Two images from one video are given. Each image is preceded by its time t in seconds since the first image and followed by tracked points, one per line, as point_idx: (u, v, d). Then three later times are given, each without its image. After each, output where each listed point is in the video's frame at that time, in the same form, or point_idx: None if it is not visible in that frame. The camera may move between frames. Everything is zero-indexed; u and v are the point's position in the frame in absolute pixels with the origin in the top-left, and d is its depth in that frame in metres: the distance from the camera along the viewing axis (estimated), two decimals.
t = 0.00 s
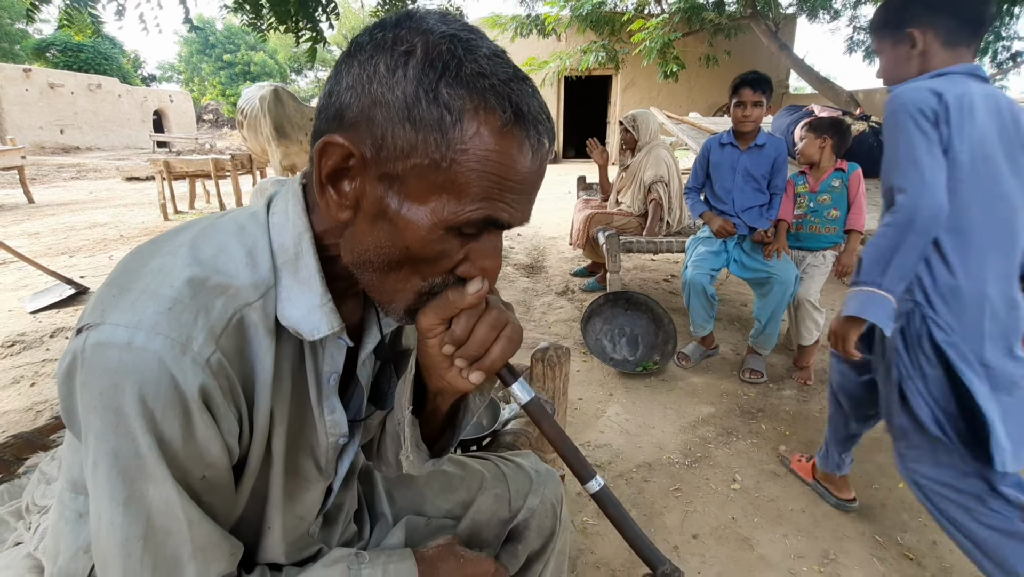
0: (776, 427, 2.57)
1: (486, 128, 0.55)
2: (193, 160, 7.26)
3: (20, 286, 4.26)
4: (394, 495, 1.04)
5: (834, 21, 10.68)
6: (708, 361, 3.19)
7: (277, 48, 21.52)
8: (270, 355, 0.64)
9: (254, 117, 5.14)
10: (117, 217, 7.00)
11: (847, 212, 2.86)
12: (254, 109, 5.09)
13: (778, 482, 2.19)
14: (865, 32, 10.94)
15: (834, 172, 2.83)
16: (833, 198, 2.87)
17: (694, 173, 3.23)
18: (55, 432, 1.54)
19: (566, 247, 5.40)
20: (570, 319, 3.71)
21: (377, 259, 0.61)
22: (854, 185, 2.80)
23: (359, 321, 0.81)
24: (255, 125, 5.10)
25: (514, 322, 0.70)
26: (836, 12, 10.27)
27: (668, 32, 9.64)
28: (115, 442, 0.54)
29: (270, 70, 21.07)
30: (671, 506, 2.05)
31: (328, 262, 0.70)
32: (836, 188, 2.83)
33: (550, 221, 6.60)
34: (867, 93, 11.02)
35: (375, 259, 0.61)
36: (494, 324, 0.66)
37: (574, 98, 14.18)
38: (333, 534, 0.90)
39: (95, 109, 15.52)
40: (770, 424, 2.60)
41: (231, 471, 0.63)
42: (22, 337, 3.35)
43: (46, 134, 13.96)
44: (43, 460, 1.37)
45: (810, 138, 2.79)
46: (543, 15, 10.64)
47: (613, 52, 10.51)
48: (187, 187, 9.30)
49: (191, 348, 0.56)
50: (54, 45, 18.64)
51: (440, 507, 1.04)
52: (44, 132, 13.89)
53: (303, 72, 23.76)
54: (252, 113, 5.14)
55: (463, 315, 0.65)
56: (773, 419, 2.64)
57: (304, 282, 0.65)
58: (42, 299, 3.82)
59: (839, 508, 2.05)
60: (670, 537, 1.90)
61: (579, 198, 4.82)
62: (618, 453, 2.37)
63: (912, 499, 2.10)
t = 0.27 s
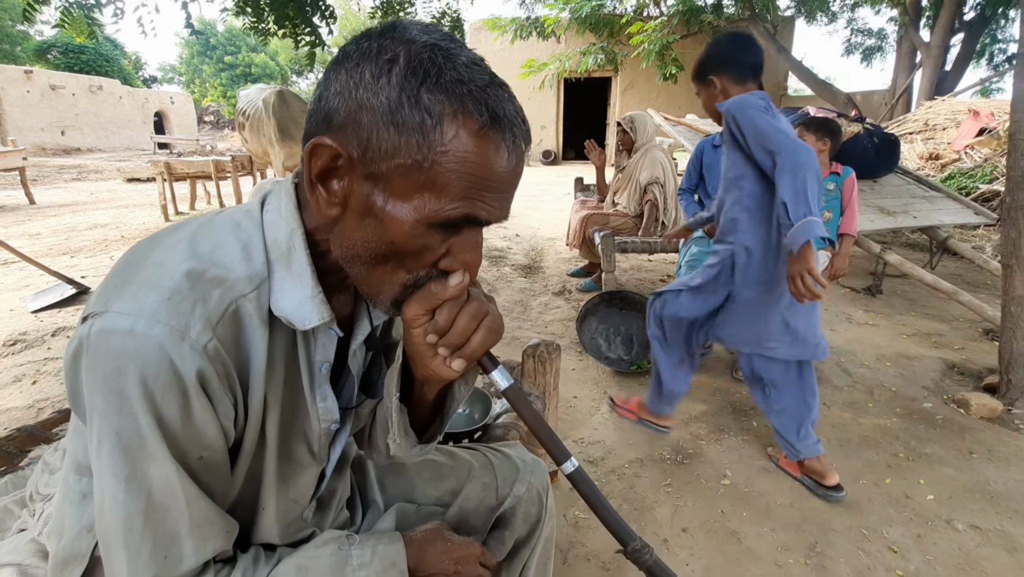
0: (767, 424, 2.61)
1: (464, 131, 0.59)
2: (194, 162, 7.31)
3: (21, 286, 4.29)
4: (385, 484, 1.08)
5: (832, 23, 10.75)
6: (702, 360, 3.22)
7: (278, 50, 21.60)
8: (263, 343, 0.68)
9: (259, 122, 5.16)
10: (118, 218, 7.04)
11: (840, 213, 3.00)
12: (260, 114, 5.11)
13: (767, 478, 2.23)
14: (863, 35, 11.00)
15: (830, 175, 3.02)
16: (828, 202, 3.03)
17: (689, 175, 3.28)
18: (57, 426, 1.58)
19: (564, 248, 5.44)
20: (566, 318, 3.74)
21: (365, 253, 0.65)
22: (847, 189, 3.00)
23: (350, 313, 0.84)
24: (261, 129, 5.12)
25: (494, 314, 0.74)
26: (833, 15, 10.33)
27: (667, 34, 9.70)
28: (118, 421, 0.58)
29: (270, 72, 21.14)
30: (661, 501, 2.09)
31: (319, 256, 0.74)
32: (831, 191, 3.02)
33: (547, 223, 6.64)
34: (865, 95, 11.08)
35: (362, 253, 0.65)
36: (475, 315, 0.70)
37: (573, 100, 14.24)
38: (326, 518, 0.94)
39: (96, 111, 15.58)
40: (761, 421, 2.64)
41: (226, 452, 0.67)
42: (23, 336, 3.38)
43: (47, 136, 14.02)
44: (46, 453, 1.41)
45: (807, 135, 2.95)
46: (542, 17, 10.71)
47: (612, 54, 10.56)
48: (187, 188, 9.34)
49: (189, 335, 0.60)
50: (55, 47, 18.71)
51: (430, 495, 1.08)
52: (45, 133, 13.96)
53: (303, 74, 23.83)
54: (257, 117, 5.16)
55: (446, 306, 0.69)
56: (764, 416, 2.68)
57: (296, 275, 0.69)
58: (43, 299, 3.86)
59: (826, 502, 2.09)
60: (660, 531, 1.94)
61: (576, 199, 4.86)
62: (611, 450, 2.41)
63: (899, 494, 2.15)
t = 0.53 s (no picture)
0: (757, 420, 2.65)
1: (441, 132, 0.64)
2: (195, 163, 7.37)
3: (24, 286, 4.34)
4: (376, 470, 1.13)
5: (830, 26, 10.81)
6: (695, 358, 3.27)
7: (279, 52, 21.69)
8: (257, 330, 0.73)
9: (262, 122, 5.18)
10: (119, 219, 7.09)
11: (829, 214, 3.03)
12: (263, 114, 5.13)
13: (755, 472, 2.27)
14: (861, 37, 11.06)
15: (822, 177, 3.05)
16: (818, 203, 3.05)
17: (682, 176, 3.29)
18: (61, 418, 1.63)
19: (561, 249, 5.48)
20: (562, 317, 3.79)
21: (352, 246, 0.69)
22: (838, 192, 3.02)
23: (340, 303, 0.88)
24: (263, 130, 5.13)
25: (474, 303, 0.79)
26: (831, 17, 10.39)
27: (666, 36, 9.77)
28: (122, 399, 0.63)
29: (271, 74, 21.22)
30: (651, 494, 2.14)
31: (311, 250, 0.79)
32: (823, 194, 3.04)
33: (545, 223, 6.70)
34: (863, 97, 11.14)
35: (350, 246, 0.70)
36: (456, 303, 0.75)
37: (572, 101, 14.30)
38: (319, 501, 0.98)
39: (97, 112, 15.65)
40: (751, 417, 2.68)
41: (222, 431, 0.72)
42: (26, 335, 3.43)
43: (48, 137, 14.09)
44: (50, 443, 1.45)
45: (803, 135, 2.99)
46: (542, 19, 10.77)
47: (611, 56, 10.63)
48: (188, 189, 9.40)
49: (187, 320, 0.65)
50: (57, 49, 18.80)
51: (419, 481, 1.13)
52: (46, 134, 14.06)
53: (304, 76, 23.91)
54: (260, 118, 5.18)
55: (428, 293, 0.73)
56: (755, 413, 2.72)
57: (290, 267, 0.74)
58: (46, 298, 3.91)
59: (813, 495, 2.13)
60: (649, 522, 1.99)
61: (573, 200, 4.91)
62: (603, 445, 2.45)
63: (884, 488, 2.19)
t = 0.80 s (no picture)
0: (748, 416, 2.69)
1: (419, 128, 0.69)
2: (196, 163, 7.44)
3: (29, 284, 4.41)
4: (367, 455, 1.17)
5: (829, 27, 10.85)
6: (689, 355, 3.32)
7: (282, 54, 21.81)
8: (249, 314, 0.77)
9: (264, 123, 5.23)
10: (122, 219, 7.17)
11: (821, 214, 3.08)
12: (265, 115, 5.18)
13: (744, 465, 2.31)
14: (860, 38, 11.10)
15: (815, 178, 3.09)
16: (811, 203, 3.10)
17: (679, 174, 3.34)
18: (64, 408, 1.67)
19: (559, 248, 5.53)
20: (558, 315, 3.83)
21: (338, 235, 0.74)
22: (830, 193, 3.07)
23: (330, 292, 0.93)
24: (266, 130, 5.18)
25: (453, 289, 0.84)
26: (830, 19, 10.44)
27: (665, 38, 9.82)
28: (123, 375, 0.67)
29: (274, 75, 21.33)
30: (641, 486, 2.18)
31: (301, 240, 0.84)
32: (816, 194, 3.08)
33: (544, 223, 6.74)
34: (862, 98, 11.17)
35: (336, 235, 0.74)
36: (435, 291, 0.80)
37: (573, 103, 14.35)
38: (311, 481, 1.03)
39: (101, 114, 15.76)
40: (742, 412, 2.72)
41: (217, 408, 0.77)
42: (30, 332, 3.49)
43: (52, 138, 14.20)
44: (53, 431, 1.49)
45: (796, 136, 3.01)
46: (542, 20, 10.82)
47: (611, 57, 10.68)
48: (190, 190, 9.48)
49: (184, 302, 0.70)
50: (60, 51, 18.91)
51: (407, 464, 1.18)
52: (49, 136, 14.16)
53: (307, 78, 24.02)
54: (262, 118, 5.23)
55: (407, 284, 0.78)
56: (745, 408, 2.76)
57: (281, 255, 0.79)
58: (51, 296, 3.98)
59: (800, 488, 2.18)
60: (638, 513, 2.03)
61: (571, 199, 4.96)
62: (595, 439, 2.50)
63: (870, 481, 2.24)
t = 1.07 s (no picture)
0: (739, 411, 2.74)
1: (396, 124, 0.74)
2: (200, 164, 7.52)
3: (34, 282, 4.48)
4: (356, 440, 1.23)
5: (830, 29, 10.89)
6: (683, 353, 3.36)
7: (285, 56, 21.93)
8: (241, 299, 0.83)
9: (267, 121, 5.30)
10: (126, 219, 7.24)
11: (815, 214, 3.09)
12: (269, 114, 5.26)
13: (733, 459, 2.35)
14: (861, 40, 11.13)
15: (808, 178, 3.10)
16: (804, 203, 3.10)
17: (673, 173, 3.38)
18: (68, 398, 1.73)
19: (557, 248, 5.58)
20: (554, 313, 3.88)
21: (324, 225, 0.79)
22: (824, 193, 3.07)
23: (319, 281, 0.98)
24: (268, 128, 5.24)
25: (432, 277, 0.88)
26: (830, 21, 10.47)
27: (666, 40, 9.86)
28: (121, 353, 0.73)
29: (277, 77, 21.45)
30: (631, 478, 2.22)
31: (290, 231, 0.88)
32: (809, 194, 3.08)
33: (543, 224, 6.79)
34: (862, 99, 11.20)
35: (321, 226, 0.79)
36: (415, 278, 0.85)
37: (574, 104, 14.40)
38: (302, 462, 1.08)
39: (106, 115, 15.88)
40: (733, 408, 2.76)
41: (209, 387, 0.82)
42: (35, 329, 3.55)
43: (57, 140, 14.33)
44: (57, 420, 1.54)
45: (787, 138, 3.04)
46: (544, 22, 10.89)
47: (612, 59, 10.73)
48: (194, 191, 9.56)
49: (179, 287, 0.75)
50: (66, 53, 19.05)
51: (395, 450, 1.23)
52: (55, 137, 14.29)
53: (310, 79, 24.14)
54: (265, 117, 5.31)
55: (388, 272, 0.83)
56: (736, 404, 2.80)
57: (271, 245, 0.84)
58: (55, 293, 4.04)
59: (787, 480, 2.22)
60: (627, 504, 2.08)
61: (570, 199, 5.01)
62: (587, 433, 2.54)
63: (857, 474, 2.28)
